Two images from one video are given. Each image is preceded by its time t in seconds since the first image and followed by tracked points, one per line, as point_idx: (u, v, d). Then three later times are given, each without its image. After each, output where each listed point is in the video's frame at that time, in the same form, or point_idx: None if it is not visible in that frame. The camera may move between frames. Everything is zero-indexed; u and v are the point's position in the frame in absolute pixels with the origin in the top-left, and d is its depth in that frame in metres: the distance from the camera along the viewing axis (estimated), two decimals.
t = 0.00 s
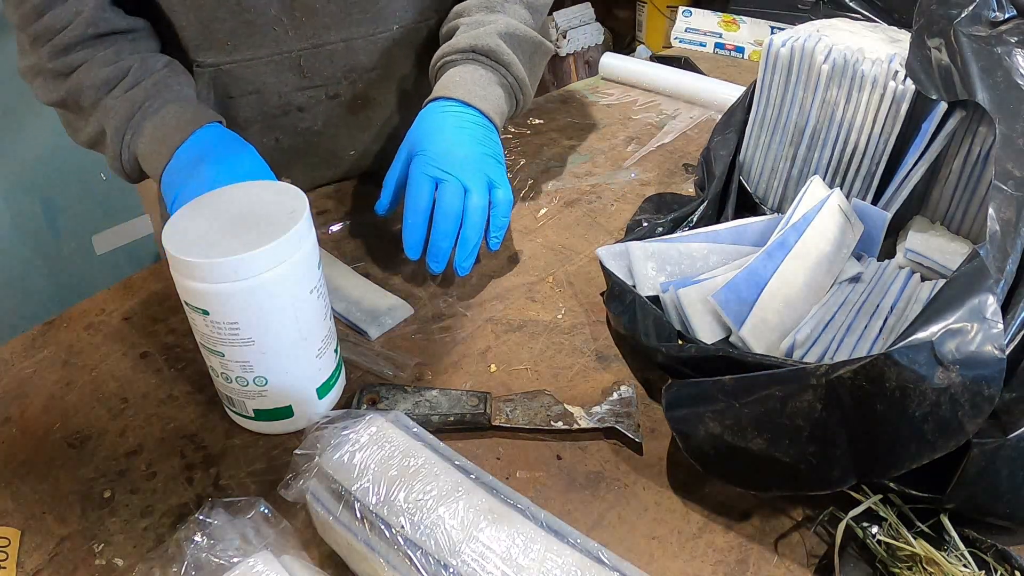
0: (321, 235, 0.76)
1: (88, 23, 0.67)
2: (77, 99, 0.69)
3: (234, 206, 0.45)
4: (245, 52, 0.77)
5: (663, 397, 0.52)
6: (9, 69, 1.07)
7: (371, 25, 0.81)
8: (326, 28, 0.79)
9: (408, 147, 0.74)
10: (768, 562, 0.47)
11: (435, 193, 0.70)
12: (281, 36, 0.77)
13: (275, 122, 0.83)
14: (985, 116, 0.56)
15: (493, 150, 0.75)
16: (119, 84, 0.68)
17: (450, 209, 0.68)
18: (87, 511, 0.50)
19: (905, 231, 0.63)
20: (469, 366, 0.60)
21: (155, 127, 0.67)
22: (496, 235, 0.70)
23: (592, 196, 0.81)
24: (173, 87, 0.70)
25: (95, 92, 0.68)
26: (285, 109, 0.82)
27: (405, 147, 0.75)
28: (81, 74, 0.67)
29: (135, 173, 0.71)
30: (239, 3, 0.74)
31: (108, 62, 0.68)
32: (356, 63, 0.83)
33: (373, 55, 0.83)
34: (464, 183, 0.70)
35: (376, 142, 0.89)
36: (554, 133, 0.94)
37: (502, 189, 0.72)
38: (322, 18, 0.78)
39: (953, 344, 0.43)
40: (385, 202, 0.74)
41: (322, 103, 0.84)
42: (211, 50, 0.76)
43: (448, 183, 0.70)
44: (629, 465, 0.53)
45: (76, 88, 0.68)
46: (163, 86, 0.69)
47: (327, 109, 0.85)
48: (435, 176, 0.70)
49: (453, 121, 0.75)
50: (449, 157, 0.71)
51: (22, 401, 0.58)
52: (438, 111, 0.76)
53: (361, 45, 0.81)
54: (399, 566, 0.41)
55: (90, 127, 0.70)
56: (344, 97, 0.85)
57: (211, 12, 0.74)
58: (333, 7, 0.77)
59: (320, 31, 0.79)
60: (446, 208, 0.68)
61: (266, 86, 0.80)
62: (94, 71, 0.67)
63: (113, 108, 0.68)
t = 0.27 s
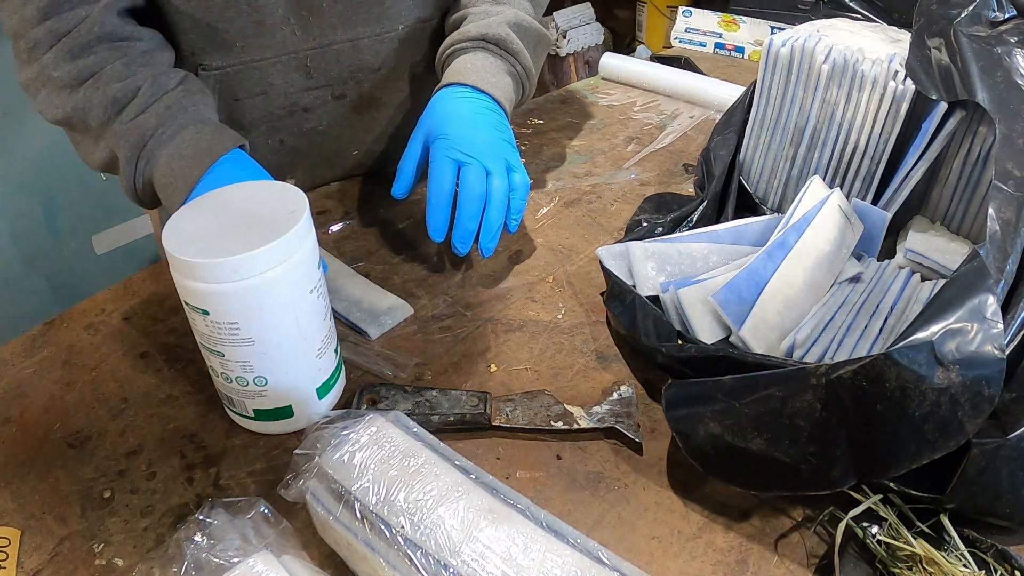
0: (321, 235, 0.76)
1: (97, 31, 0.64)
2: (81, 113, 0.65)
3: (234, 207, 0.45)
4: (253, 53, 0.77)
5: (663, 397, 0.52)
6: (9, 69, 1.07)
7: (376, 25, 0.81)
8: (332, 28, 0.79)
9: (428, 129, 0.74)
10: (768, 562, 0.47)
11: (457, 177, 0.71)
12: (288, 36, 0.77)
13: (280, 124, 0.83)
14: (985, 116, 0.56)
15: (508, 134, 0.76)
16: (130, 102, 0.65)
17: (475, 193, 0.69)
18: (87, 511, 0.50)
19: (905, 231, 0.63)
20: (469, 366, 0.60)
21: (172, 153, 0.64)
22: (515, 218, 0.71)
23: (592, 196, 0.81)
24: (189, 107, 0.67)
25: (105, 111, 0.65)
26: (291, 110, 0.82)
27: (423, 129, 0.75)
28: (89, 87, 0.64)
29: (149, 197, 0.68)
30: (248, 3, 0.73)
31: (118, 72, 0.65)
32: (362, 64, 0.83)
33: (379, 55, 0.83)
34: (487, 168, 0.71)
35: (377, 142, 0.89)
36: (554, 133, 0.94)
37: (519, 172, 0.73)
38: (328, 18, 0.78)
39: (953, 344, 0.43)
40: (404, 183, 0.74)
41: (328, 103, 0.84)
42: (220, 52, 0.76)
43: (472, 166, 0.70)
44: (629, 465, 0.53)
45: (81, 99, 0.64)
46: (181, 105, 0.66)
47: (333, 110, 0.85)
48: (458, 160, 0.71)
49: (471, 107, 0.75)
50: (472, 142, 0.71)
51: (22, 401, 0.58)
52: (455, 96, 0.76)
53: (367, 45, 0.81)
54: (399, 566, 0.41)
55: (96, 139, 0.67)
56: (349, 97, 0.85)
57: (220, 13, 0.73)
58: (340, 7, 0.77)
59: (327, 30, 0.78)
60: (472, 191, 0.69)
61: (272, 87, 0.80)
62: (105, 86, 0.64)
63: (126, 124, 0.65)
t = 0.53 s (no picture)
0: (321, 235, 0.76)
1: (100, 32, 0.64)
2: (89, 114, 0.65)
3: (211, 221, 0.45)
4: (259, 55, 0.77)
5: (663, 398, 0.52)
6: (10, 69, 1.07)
7: (383, 27, 0.81)
8: (340, 31, 0.79)
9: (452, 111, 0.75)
10: (768, 562, 0.47)
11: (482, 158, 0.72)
12: (294, 38, 0.77)
13: (283, 125, 0.83)
14: (985, 116, 0.56)
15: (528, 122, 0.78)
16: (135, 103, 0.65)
17: (503, 174, 0.70)
18: (87, 511, 0.50)
19: (905, 232, 0.63)
20: (469, 366, 0.60)
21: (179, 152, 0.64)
22: (536, 203, 0.73)
23: (592, 195, 0.81)
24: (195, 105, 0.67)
25: (108, 111, 0.64)
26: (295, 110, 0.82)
27: (446, 112, 0.76)
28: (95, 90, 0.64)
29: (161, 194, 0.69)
30: (256, 4, 0.73)
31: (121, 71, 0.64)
32: (367, 67, 0.83)
33: (384, 57, 0.83)
34: (513, 151, 0.72)
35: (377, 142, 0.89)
36: (554, 133, 0.94)
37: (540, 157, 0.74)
38: (335, 20, 0.78)
39: (953, 344, 0.43)
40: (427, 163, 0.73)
41: (332, 104, 0.84)
42: (224, 54, 0.75)
43: (499, 148, 0.72)
44: (629, 465, 0.53)
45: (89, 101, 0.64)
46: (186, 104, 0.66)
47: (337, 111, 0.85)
48: (484, 142, 0.72)
49: (493, 94, 0.77)
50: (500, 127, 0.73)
51: (22, 401, 0.58)
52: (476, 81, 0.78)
53: (373, 47, 0.82)
54: (399, 566, 0.41)
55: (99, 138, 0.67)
56: (354, 99, 0.85)
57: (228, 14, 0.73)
58: (347, 8, 0.78)
59: (333, 33, 0.79)
60: (500, 171, 0.70)
61: (277, 90, 0.80)
62: (110, 88, 0.64)
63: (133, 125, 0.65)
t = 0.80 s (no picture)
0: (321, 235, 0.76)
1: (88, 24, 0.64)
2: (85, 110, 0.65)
3: (194, 238, 0.44)
4: (264, 53, 0.77)
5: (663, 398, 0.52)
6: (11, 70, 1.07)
7: (388, 27, 0.82)
8: (346, 30, 0.79)
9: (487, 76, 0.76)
10: (768, 562, 0.47)
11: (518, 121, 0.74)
12: (299, 36, 0.77)
13: (286, 124, 0.83)
14: (985, 116, 0.56)
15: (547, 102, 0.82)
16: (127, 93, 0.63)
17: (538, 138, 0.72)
18: (87, 511, 0.50)
19: (905, 232, 0.63)
20: (468, 366, 0.60)
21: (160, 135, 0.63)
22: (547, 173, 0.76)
23: (592, 195, 0.81)
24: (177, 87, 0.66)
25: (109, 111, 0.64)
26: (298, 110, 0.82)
27: (478, 77, 0.77)
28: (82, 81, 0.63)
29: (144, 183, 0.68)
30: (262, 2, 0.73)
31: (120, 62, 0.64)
32: (372, 66, 0.83)
33: (389, 58, 0.84)
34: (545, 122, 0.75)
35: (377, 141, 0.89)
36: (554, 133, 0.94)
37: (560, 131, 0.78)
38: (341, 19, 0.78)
39: (953, 344, 0.43)
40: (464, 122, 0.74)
41: (335, 104, 0.84)
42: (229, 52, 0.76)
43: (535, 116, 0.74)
44: (629, 465, 0.53)
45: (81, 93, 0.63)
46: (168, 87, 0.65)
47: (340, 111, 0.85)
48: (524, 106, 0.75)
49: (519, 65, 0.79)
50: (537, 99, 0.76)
51: (22, 401, 0.58)
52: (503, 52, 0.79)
53: (378, 48, 0.82)
54: (399, 566, 0.41)
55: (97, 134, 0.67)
56: (357, 99, 0.85)
57: (233, 13, 0.73)
58: (353, 8, 0.78)
59: (338, 32, 0.79)
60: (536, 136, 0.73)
61: (281, 87, 0.80)
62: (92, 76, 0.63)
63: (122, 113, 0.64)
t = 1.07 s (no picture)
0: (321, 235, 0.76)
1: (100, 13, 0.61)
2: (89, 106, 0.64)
3: (195, 237, 0.44)
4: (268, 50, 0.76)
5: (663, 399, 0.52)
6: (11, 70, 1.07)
7: (391, 25, 0.82)
8: (348, 28, 0.79)
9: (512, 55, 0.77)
10: (768, 562, 0.47)
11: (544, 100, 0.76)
12: (302, 33, 0.77)
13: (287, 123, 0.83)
14: (985, 116, 0.56)
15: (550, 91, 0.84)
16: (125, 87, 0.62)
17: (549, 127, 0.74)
18: (87, 511, 0.50)
19: (905, 232, 0.63)
20: (469, 366, 0.60)
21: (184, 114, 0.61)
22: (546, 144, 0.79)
23: (593, 195, 0.81)
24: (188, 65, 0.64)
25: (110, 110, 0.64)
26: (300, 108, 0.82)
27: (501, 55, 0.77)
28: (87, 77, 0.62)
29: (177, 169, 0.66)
30: None
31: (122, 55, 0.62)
32: (374, 65, 0.83)
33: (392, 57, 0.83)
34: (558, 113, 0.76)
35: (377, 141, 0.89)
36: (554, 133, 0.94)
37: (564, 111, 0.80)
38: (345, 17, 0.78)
39: (954, 344, 0.43)
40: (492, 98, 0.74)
41: (338, 102, 0.84)
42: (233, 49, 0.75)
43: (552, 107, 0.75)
44: (629, 465, 0.53)
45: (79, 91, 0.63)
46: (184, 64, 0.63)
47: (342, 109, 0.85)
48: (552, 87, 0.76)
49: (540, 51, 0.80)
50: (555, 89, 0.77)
51: (22, 401, 0.58)
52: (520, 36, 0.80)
53: (380, 47, 0.82)
54: (399, 566, 0.41)
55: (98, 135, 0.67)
56: (360, 98, 0.85)
57: (239, 9, 0.72)
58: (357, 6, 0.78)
59: (342, 30, 0.79)
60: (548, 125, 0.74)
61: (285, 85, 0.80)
62: (110, 60, 0.60)
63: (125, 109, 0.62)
